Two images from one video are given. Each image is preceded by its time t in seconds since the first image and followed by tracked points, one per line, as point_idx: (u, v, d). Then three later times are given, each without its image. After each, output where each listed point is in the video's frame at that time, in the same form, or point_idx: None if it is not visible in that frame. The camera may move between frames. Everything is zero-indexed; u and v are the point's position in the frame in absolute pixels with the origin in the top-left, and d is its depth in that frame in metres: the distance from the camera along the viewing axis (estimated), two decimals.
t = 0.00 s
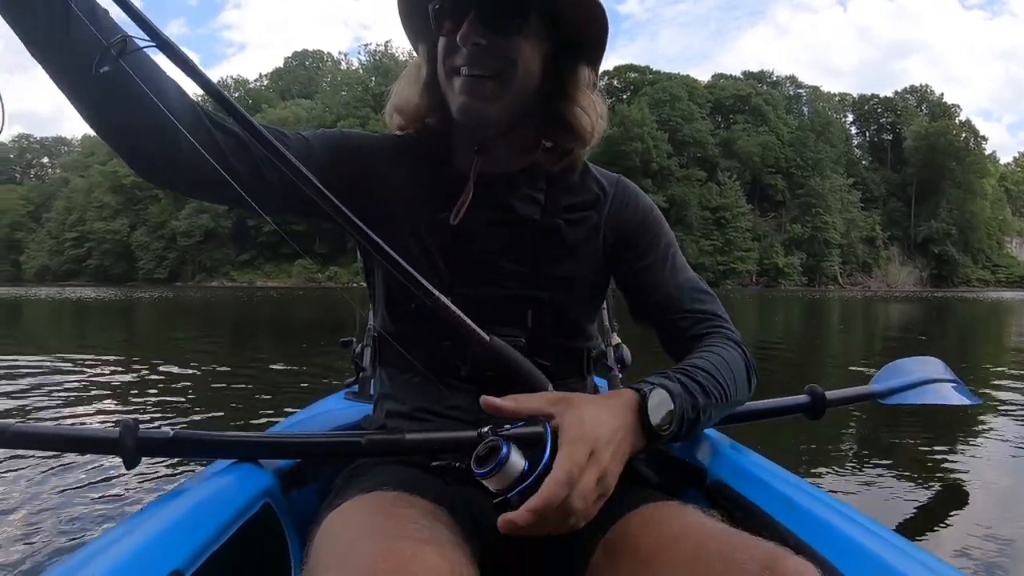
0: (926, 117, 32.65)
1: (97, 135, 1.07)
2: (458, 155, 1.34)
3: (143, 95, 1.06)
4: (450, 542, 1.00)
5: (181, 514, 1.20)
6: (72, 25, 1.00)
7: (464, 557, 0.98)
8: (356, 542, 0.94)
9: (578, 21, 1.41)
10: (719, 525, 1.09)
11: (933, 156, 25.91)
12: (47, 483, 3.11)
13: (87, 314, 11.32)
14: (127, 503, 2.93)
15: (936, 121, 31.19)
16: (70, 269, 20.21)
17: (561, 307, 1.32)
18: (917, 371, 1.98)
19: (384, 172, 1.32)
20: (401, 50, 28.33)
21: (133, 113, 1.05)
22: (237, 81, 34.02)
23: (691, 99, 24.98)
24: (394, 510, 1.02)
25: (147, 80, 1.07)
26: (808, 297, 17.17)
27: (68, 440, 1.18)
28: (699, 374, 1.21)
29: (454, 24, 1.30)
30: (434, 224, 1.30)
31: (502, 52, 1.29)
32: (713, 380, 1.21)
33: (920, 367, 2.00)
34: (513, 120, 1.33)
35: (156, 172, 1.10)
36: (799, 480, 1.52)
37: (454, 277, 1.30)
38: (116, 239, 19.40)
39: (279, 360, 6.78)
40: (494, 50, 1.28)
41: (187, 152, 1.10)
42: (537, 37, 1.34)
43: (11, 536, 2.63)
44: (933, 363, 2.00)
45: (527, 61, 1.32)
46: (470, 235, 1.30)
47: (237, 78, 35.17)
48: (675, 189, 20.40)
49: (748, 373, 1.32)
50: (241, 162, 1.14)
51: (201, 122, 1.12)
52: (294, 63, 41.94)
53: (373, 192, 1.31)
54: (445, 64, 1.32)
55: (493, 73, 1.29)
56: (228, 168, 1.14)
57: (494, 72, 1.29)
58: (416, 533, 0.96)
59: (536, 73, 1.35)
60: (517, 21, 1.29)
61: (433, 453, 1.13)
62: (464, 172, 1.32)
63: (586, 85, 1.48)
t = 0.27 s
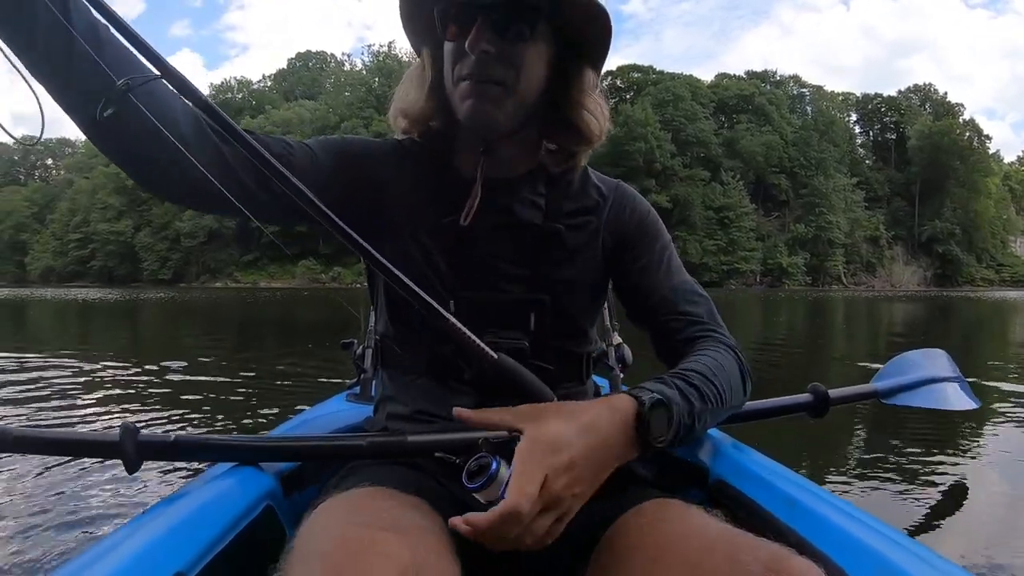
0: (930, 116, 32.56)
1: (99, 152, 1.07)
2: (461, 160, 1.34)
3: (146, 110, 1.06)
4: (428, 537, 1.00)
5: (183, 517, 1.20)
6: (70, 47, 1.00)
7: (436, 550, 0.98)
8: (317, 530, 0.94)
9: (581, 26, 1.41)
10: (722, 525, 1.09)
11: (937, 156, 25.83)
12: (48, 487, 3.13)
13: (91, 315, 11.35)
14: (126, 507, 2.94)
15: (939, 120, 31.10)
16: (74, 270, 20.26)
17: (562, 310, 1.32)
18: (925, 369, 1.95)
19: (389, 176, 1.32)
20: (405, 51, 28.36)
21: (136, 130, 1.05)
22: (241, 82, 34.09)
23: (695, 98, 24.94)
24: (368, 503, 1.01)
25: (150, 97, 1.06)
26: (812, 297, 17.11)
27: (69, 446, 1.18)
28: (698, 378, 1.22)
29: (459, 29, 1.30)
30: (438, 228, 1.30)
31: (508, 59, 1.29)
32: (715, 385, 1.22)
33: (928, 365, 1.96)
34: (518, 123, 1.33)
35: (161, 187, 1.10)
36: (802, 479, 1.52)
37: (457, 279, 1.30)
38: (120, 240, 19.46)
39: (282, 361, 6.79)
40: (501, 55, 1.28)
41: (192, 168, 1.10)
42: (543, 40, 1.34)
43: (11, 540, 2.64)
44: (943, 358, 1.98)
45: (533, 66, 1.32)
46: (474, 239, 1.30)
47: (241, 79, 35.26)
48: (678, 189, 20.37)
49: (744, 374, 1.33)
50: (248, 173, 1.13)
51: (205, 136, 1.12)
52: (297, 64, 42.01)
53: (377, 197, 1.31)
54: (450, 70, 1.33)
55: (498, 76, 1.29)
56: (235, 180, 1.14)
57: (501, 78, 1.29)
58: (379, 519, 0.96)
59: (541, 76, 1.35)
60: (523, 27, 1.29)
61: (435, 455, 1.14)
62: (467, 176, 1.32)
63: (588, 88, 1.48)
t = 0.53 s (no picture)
0: (934, 116, 32.47)
1: (104, 167, 1.08)
2: (464, 162, 1.34)
3: (151, 122, 1.06)
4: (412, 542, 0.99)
5: (185, 522, 1.20)
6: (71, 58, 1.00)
7: (412, 547, 0.97)
8: (287, 529, 0.95)
9: (586, 28, 1.42)
10: (727, 525, 1.09)
11: (941, 156, 25.74)
12: (51, 492, 3.14)
13: (95, 315, 11.38)
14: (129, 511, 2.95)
15: (943, 120, 31.01)
16: (78, 270, 20.33)
17: (565, 311, 1.32)
18: (928, 364, 1.94)
19: (392, 179, 1.32)
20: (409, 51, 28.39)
21: (141, 143, 1.05)
22: (246, 82, 34.17)
23: (699, 98, 24.91)
24: (342, 500, 1.01)
25: (153, 109, 1.06)
26: (816, 297, 17.07)
27: (71, 450, 1.18)
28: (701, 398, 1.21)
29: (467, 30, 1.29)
30: (444, 229, 1.29)
31: (515, 60, 1.29)
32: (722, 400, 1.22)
33: (931, 357, 1.95)
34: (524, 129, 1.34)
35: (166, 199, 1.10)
36: (806, 478, 1.51)
37: (461, 281, 1.30)
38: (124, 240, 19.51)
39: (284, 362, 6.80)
40: (509, 58, 1.28)
41: (196, 180, 1.10)
42: (550, 44, 1.35)
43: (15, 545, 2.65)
44: (952, 353, 1.95)
45: (543, 69, 1.33)
46: (479, 241, 1.29)
47: (246, 79, 35.35)
48: (682, 189, 20.35)
49: (749, 376, 1.32)
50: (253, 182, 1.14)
51: (208, 145, 1.12)
52: (301, 64, 42.07)
53: (381, 200, 1.31)
54: (458, 72, 1.33)
55: (503, 78, 1.29)
56: (238, 189, 1.15)
57: (511, 81, 1.29)
58: (349, 513, 0.96)
59: (548, 78, 1.36)
60: (530, 30, 1.30)
61: (436, 456, 1.14)
62: (472, 177, 1.32)
63: (591, 89, 1.48)
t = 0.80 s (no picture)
0: (938, 118, 32.39)
1: (103, 176, 1.09)
2: (466, 161, 1.34)
3: (149, 130, 1.07)
4: (405, 535, 0.99)
5: (187, 520, 1.20)
6: (65, 68, 1.00)
7: (402, 544, 0.96)
8: (275, 527, 0.95)
9: (591, 31, 1.43)
10: (728, 525, 1.09)
11: (945, 158, 25.67)
12: (52, 491, 3.14)
13: (99, 313, 11.42)
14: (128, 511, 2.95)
15: (947, 122, 30.94)
16: (83, 268, 20.38)
17: (565, 313, 1.32)
18: (928, 364, 1.93)
19: (392, 181, 1.32)
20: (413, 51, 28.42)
21: (137, 151, 1.06)
22: (250, 82, 34.24)
23: (703, 99, 24.88)
24: (330, 498, 1.01)
25: (150, 118, 1.07)
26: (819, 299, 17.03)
27: (71, 449, 1.18)
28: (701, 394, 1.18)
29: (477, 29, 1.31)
30: (446, 229, 1.29)
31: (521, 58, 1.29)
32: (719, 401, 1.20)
33: (932, 357, 1.94)
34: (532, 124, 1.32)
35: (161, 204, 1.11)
36: (806, 479, 1.51)
37: (461, 282, 1.30)
38: (129, 239, 19.57)
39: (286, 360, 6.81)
40: (516, 56, 1.28)
41: (192, 187, 1.11)
42: (566, 43, 1.35)
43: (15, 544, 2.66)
44: (956, 355, 1.95)
45: (553, 68, 1.33)
46: (481, 241, 1.29)
47: (250, 78, 35.40)
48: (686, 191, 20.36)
49: (743, 383, 1.29)
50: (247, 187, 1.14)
51: (205, 152, 1.13)
52: (305, 63, 42.19)
53: (381, 201, 1.31)
54: (467, 68, 1.33)
55: (510, 75, 1.29)
56: (234, 195, 1.15)
57: (521, 81, 1.30)
58: (335, 511, 0.96)
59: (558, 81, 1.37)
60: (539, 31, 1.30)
61: (434, 454, 1.14)
62: (475, 177, 1.33)
63: (594, 91, 1.49)
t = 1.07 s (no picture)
0: (942, 119, 32.30)
1: (113, 187, 1.10)
2: (469, 162, 1.34)
3: (155, 142, 1.08)
4: (400, 534, 0.99)
5: (186, 521, 1.20)
6: (71, 84, 1.01)
7: (392, 546, 0.96)
8: (266, 526, 0.96)
9: (595, 34, 1.45)
10: (726, 525, 1.09)
11: (950, 159, 25.60)
12: (53, 491, 3.14)
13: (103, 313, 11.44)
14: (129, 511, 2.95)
15: (952, 123, 30.84)
16: (86, 267, 20.42)
17: (565, 315, 1.32)
18: (928, 364, 1.93)
19: (394, 183, 1.32)
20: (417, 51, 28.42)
21: (143, 162, 1.07)
22: (254, 81, 34.28)
23: (707, 100, 24.86)
24: (321, 500, 1.01)
25: (156, 131, 1.08)
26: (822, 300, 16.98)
27: (72, 449, 1.19)
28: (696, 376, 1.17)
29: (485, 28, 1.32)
30: (449, 229, 1.29)
31: (528, 56, 1.29)
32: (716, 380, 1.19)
33: (932, 357, 1.94)
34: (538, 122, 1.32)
35: (168, 212, 1.12)
36: (806, 479, 1.51)
37: (461, 283, 1.29)
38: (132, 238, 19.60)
39: (288, 360, 6.81)
40: (522, 56, 1.29)
41: (198, 195, 1.11)
42: (575, 44, 1.37)
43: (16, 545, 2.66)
44: (955, 354, 1.95)
45: (561, 69, 1.34)
46: (482, 243, 1.29)
47: (254, 78, 35.43)
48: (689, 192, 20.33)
49: (754, 371, 1.27)
50: (253, 194, 1.15)
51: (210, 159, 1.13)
52: (309, 63, 42.21)
53: (383, 202, 1.31)
54: (475, 67, 1.33)
55: (517, 73, 1.30)
56: (240, 203, 1.16)
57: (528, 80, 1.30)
58: (326, 510, 0.96)
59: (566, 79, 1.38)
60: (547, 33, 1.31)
61: (435, 454, 1.14)
62: (477, 178, 1.33)
63: (596, 95, 1.50)
